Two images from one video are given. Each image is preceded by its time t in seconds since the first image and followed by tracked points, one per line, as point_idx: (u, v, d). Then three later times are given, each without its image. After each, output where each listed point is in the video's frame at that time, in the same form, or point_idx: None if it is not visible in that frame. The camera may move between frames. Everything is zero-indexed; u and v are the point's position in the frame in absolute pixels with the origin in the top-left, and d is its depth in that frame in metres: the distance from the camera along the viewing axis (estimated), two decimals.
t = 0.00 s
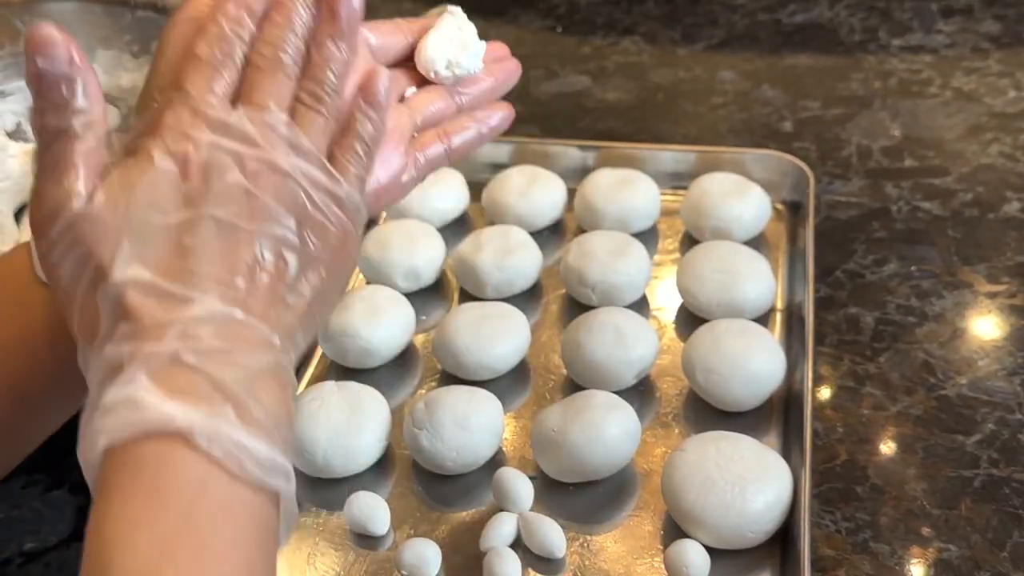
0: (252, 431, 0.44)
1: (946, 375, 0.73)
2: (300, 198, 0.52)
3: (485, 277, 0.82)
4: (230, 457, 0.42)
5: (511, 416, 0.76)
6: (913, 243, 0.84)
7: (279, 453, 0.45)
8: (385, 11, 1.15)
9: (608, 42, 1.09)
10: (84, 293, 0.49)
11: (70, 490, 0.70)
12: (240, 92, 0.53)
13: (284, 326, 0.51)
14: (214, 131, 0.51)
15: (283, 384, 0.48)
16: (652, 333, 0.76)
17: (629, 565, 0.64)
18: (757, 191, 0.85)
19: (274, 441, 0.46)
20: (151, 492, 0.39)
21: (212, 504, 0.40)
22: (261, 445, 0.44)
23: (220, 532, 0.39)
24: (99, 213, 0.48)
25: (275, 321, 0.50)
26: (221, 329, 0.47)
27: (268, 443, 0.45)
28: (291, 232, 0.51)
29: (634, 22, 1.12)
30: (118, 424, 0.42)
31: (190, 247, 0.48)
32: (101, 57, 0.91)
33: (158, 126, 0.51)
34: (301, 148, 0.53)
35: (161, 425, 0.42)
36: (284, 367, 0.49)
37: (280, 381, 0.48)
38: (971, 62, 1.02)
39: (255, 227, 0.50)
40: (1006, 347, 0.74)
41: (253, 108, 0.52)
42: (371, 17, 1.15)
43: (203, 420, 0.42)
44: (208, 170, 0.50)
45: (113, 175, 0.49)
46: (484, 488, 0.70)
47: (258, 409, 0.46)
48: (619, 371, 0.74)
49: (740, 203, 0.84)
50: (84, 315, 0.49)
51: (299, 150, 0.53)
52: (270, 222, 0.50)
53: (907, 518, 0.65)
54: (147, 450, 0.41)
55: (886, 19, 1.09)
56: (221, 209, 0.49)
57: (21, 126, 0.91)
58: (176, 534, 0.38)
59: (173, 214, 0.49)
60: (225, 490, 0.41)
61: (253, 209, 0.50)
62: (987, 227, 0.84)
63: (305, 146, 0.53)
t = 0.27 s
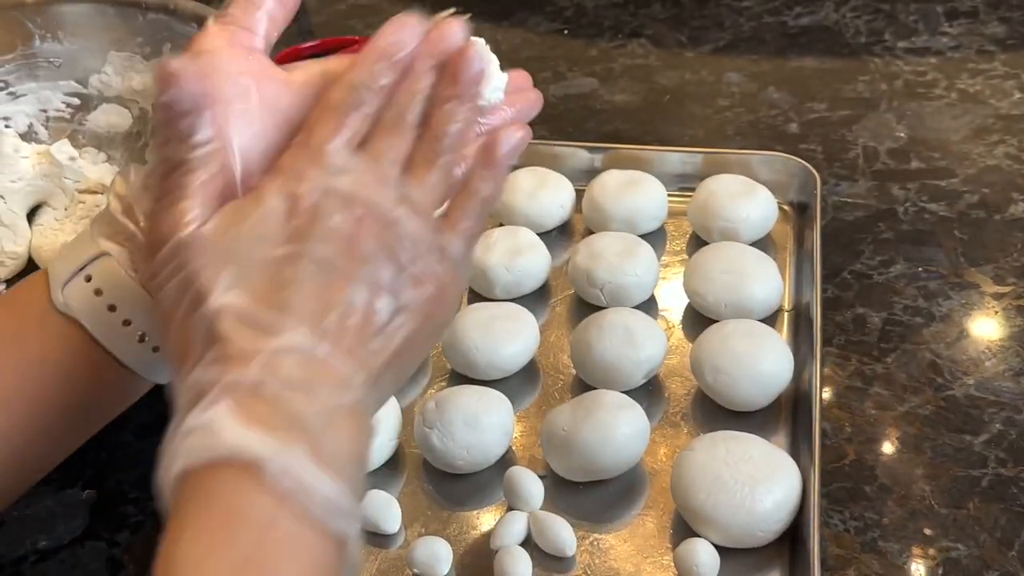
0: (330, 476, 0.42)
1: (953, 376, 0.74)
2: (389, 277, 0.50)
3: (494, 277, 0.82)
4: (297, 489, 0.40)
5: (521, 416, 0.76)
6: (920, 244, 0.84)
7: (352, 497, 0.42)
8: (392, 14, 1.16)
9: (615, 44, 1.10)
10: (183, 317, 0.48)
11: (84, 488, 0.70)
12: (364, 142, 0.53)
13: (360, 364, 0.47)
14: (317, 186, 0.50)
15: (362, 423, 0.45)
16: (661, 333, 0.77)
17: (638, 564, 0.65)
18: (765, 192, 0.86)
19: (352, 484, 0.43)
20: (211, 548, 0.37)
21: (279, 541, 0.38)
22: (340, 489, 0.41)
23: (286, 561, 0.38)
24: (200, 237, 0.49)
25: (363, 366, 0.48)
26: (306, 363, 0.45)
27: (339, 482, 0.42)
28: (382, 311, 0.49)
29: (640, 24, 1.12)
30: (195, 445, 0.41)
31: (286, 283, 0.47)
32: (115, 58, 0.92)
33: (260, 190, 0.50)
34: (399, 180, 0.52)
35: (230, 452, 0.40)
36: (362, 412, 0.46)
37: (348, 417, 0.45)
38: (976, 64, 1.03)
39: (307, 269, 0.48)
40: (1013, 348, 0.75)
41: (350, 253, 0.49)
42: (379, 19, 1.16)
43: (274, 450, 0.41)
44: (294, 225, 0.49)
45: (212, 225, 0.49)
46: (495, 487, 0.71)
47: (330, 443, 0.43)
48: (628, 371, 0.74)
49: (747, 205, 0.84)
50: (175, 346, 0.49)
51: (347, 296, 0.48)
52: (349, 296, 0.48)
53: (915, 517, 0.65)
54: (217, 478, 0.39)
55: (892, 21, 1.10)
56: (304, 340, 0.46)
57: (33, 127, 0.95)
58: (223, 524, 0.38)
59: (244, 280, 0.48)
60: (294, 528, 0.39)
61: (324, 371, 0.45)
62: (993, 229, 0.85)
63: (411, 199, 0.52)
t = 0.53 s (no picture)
0: (391, 468, 0.44)
1: (958, 380, 0.74)
2: (441, 302, 0.50)
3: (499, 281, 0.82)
4: (350, 468, 0.43)
5: (526, 419, 0.76)
6: (925, 248, 0.84)
7: (413, 493, 0.45)
8: (397, 16, 1.16)
9: (620, 47, 1.10)
10: (275, 339, 0.51)
11: (89, 491, 0.70)
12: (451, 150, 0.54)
13: (440, 370, 0.49)
14: (405, 193, 0.52)
15: (433, 431, 0.47)
16: (666, 337, 0.77)
17: (643, 568, 0.65)
18: (770, 196, 0.86)
19: (415, 480, 0.45)
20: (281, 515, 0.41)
21: (337, 535, 0.41)
22: (395, 481, 0.44)
23: (341, 540, 0.41)
24: (287, 243, 0.52)
25: (434, 366, 0.49)
26: (379, 365, 0.48)
27: (405, 481, 0.44)
28: (440, 306, 0.50)
29: (645, 27, 1.12)
30: (264, 443, 0.44)
31: (360, 296, 0.49)
32: (119, 61, 0.92)
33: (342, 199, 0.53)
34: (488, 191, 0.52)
35: (296, 442, 0.44)
36: (428, 413, 0.48)
37: (416, 416, 0.47)
38: (981, 68, 1.03)
39: (427, 257, 0.51)
40: (1017, 353, 0.75)
41: (456, 178, 0.52)
42: (384, 22, 1.16)
43: (349, 452, 0.44)
44: (391, 222, 0.51)
45: (299, 223, 0.53)
46: (500, 490, 0.71)
47: (397, 445, 0.45)
48: (633, 375, 0.74)
49: (752, 208, 0.85)
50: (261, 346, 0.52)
51: (421, 301, 0.49)
52: (431, 289, 0.50)
53: (920, 521, 0.65)
54: (277, 470, 0.43)
55: (897, 24, 1.10)
56: (367, 332, 0.48)
57: (41, 130, 0.94)
58: (309, 513, 0.41)
59: (324, 280, 0.50)
60: (359, 520, 0.42)
61: (391, 374, 0.47)
62: (998, 233, 0.85)
63: (436, 202, 0.52)
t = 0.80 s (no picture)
0: (453, 415, 0.45)
1: (964, 383, 0.73)
2: (552, 211, 0.50)
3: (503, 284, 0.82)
4: (407, 443, 0.42)
5: (530, 422, 0.76)
6: (930, 250, 0.84)
7: (461, 455, 0.45)
8: (400, 17, 1.16)
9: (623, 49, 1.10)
10: (322, 296, 0.50)
11: (92, 494, 0.70)
12: (490, 120, 0.52)
13: (492, 350, 0.49)
14: (451, 154, 0.50)
15: (479, 391, 0.47)
16: (670, 340, 0.77)
17: (647, 571, 0.65)
18: (774, 198, 0.86)
19: (461, 449, 0.45)
20: (334, 462, 0.41)
21: (387, 481, 0.41)
22: (451, 445, 0.44)
23: (390, 506, 0.41)
24: (342, 206, 0.50)
25: (480, 337, 0.48)
26: (425, 323, 0.47)
27: (449, 439, 0.44)
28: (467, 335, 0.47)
29: (648, 29, 1.12)
30: (318, 394, 0.44)
31: (415, 248, 0.48)
32: (123, 62, 0.92)
33: (394, 157, 0.51)
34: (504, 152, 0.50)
35: (344, 398, 0.43)
36: (478, 375, 0.47)
37: (474, 387, 0.47)
38: (985, 70, 1.02)
39: (514, 215, 0.50)
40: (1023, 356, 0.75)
41: (499, 155, 0.50)
42: (387, 24, 1.16)
43: (390, 401, 0.43)
44: (367, 181, 0.51)
45: (344, 188, 0.51)
46: (504, 494, 0.71)
47: (451, 416, 0.45)
48: (637, 378, 0.74)
49: (757, 210, 0.84)
50: (310, 302, 0.51)
51: (464, 269, 0.48)
52: (481, 248, 0.49)
53: (925, 524, 0.65)
54: (338, 424, 0.43)
55: (901, 25, 1.09)
56: (422, 294, 0.47)
57: (43, 132, 0.94)
58: (367, 490, 0.41)
59: (448, 223, 0.49)
60: (399, 471, 0.42)
61: (443, 329, 0.47)
62: (1003, 235, 0.84)
63: (477, 155, 0.50)
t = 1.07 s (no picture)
0: (562, 463, 0.45)
1: (968, 386, 0.73)
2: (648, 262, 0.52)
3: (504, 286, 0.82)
4: (506, 490, 0.42)
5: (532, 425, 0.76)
6: (933, 252, 0.83)
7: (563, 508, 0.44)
8: (402, 18, 1.15)
9: (626, 49, 1.09)
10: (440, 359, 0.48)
11: (92, 497, 0.70)
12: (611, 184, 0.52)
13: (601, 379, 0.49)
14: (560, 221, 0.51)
15: (592, 443, 0.47)
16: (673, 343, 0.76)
17: None
18: (778, 200, 0.85)
19: (575, 496, 0.45)
20: (442, 521, 0.41)
21: (487, 539, 0.41)
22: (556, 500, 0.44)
23: (492, 566, 0.40)
24: (524, 218, 0.52)
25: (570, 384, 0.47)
26: (527, 349, 0.47)
27: (557, 493, 0.44)
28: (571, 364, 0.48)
29: (651, 29, 1.12)
30: (429, 431, 0.44)
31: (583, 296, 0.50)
32: (122, 64, 0.91)
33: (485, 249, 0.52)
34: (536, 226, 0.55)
35: (451, 441, 0.43)
36: (591, 422, 0.47)
37: (573, 433, 0.46)
38: (989, 70, 1.02)
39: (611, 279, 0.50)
40: None
41: (614, 235, 0.51)
42: (389, 24, 1.16)
43: (493, 449, 0.43)
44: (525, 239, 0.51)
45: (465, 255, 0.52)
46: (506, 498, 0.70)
47: (557, 467, 0.45)
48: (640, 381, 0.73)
49: (760, 213, 0.84)
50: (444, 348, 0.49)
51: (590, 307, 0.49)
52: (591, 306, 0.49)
53: (928, 528, 0.65)
54: (444, 472, 0.43)
55: (905, 26, 1.09)
56: (528, 321, 0.48)
57: (42, 133, 0.95)
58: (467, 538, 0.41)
59: (571, 278, 0.50)
60: (501, 524, 0.42)
61: (552, 369, 0.47)
62: (1008, 237, 0.84)
63: (605, 222, 0.51)
